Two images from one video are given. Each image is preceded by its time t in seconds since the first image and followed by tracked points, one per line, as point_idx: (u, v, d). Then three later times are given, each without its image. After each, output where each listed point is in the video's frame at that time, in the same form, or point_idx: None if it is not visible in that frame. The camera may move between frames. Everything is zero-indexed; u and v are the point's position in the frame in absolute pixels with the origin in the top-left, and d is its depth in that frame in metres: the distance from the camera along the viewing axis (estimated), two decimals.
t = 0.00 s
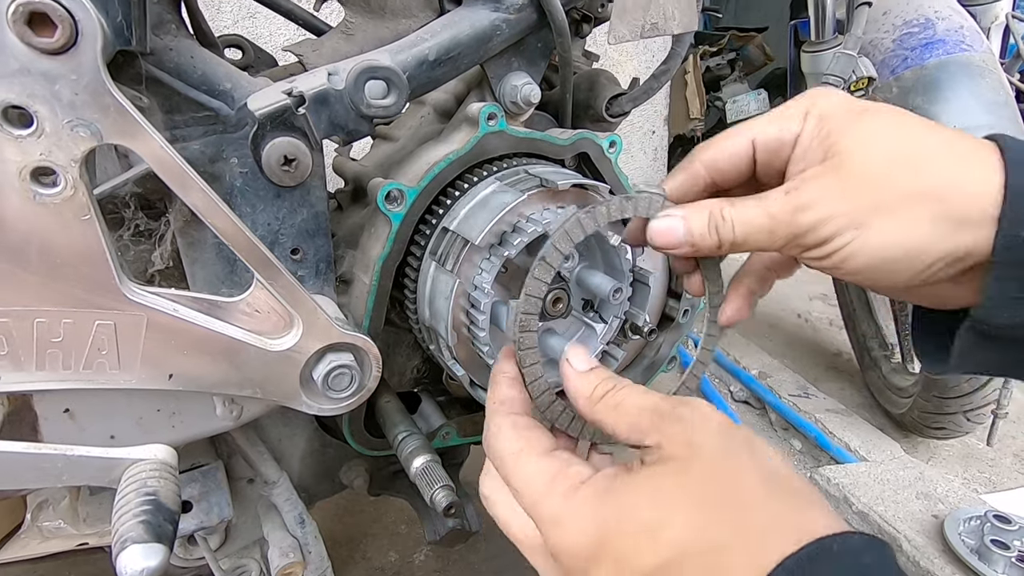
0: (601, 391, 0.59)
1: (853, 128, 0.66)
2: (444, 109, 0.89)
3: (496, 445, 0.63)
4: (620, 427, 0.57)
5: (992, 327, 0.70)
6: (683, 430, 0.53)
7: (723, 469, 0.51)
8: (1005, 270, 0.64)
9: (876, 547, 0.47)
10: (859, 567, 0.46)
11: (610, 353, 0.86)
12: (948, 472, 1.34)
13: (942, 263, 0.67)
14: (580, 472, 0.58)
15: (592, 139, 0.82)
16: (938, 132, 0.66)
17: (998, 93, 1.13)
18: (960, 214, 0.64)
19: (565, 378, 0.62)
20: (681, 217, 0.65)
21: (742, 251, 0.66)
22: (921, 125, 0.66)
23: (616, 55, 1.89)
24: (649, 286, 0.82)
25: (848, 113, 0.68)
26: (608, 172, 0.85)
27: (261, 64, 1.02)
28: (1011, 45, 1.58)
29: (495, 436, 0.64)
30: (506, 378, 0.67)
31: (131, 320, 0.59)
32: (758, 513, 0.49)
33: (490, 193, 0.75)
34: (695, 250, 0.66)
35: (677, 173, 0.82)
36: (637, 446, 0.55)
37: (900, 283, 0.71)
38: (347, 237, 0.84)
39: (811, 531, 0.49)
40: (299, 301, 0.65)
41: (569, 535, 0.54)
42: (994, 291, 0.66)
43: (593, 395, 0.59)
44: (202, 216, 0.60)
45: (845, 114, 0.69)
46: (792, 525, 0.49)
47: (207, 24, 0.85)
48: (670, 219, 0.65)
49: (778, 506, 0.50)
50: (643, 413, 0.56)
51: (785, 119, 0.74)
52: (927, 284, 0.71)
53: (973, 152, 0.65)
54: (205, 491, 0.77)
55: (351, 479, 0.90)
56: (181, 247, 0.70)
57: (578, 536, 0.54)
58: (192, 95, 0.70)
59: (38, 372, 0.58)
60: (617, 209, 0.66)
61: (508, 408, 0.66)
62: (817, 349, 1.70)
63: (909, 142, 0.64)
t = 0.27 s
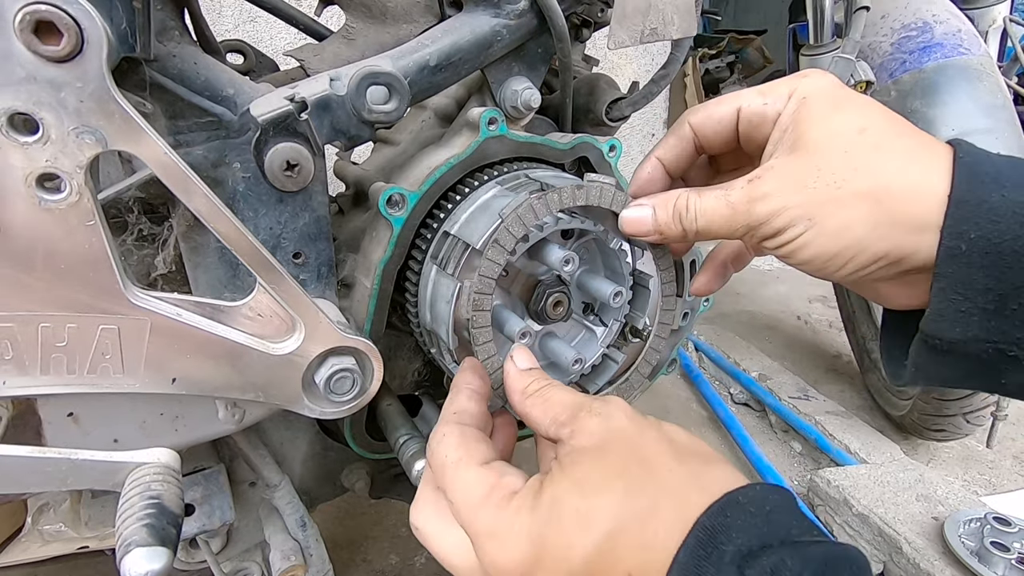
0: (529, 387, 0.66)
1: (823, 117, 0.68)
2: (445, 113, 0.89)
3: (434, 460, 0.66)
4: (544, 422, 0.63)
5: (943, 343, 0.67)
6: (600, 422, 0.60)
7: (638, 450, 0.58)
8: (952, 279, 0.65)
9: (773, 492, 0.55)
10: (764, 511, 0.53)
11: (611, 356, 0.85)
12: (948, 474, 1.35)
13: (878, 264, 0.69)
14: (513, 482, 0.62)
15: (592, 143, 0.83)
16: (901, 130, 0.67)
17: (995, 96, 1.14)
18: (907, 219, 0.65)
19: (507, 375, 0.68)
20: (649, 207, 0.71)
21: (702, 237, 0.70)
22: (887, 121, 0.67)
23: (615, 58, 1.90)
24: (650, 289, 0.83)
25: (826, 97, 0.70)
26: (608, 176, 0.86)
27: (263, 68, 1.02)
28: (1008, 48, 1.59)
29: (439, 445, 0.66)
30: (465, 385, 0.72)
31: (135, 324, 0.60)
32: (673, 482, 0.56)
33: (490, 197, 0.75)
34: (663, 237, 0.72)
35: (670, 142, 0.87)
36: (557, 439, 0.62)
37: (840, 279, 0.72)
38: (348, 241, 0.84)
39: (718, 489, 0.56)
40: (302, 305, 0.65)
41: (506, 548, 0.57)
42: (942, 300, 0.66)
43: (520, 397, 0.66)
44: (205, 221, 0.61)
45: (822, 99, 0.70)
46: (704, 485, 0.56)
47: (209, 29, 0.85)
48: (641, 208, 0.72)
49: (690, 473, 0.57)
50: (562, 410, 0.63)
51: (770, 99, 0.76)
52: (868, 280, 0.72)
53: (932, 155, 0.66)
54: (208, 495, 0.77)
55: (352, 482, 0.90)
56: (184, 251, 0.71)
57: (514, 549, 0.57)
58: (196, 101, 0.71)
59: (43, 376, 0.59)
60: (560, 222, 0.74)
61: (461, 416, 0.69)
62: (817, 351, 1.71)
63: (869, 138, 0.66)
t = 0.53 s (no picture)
0: (506, 396, 0.66)
1: (811, 135, 0.69)
2: (440, 112, 0.89)
3: (412, 455, 0.65)
4: (527, 420, 0.63)
5: (927, 359, 0.67)
6: (586, 413, 0.60)
7: (625, 436, 0.58)
8: (932, 299, 0.65)
9: (757, 478, 0.55)
10: (750, 496, 0.53)
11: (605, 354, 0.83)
12: (948, 475, 1.34)
13: (860, 279, 0.70)
14: (495, 470, 0.61)
15: (588, 142, 0.82)
16: (887, 150, 0.68)
17: (993, 95, 1.14)
18: (887, 238, 0.66)
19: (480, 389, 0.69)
20: (647, 227, 0.72)
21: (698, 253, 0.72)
22: (875, 140, 0.68)
23: (613, 59, 1.89)
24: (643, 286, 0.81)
25: (817, 113, 0.71)
26: (604, 175, 0.85)
27: (258, 68, 1.02)
28: (1007, 48, 1.58)
29: (412, 446, 0.66)
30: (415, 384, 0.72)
31: (125, 323, 0.59)
32: (661, 467, 0.56)
33: (485, 196, 0.75)
34: (661, 254, 0.74)
35: (685, 140, 0.90)
36: (544, 432, 0.61)
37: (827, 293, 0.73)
38: (343, 241, 0.84)
39: (703, 474, 0.56)
40: (295, 305, 0.65)
41: (495, 535, 0.57)
42: (923, 319, 0.66)
43: (502, 396, 0.66)
44: (196, 219, 0.60)
45: (814, 116, 0.71)
46: (690, 469, 0.56)
47: (202, 28, 0.85)
48: (639, 228, 0.73)
49: (676, 459, 0.57)
50: (546, 403, 0.63)
51: (766, 110, 0.77)
52: (853, 294, 0.74)
53: (915, 174, 0.67)
54: (201, 495, 0.76)
55: (348, 483, 0.90)
56: (177, 250, 0.70)
57: (503, 535, 0.56)
58: (188, 99, 0.70)
59: (32, 375, 0.58)
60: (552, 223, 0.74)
61: (421, 414, 0.69)
62: (816, 351, 1.70)
63: (853, 157, 0.67)
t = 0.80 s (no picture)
0: (494, 391, 0.65)
1: (800, 149, 0.72)
2: (440, 112, 0.89)
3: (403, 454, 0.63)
4: (517, 420, 0.62)
5: (921, 355, 0.71)
6: (578, 413, 0.59)
7: (615, 436, 0.58)
8: (923, 297, 0.68)
9: (748, 478, 0.55)
10: (741, 495, 0.54)
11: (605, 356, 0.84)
12: (948, 475, 1.34)
13: (851, 282, 0.73)
14: (487, 469, 0.60)
15: (587, 142, 0.82)
16: (871, 161, 0.71)
17: (993, 95, 1.14)
18: (879, 242, 0.69)
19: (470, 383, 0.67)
20: (646, 234, 0.73)
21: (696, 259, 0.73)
22: (860, 153, 0.71)
23: (613, 59, 1.89)
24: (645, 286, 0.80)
25: (805, 129, 0.74)
26: (604, 175, 0.85)
27: (257, 68, 1.02)
28: (1006, 48, 1.58)
29: (403, 446, 0.64)
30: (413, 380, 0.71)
31: (124, 324, 0.59)
32: (652, 467, 0.56)
33: (485, 196, 0.75)
34: (660, 262, 0.74)
35: (677, 152, 0.91)
36: (534, 433, 0.61)
37: (822, 296, 0.76)
38: (342, 241, 0.84)
39: (693, 473, 0.56)
40: (294, 305, 0.64)
41: (486, 534, 0.56)
42: (916, 316, 0.69)
43: (494, 395, 0.65)
44: (195, 219, 0.60)
45: (803, 129, 0.74)
46: (680, 469, 0.56)
47: (201, 28, 0.85)
48: (637, 234, 0.74)
49: (666, 459, 0.57)
50: (536, 404, 0.62)
51: (756, 128, 0.80)
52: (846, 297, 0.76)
53: (899, 183, 0.70)
54: (200, 497, 0.76)
55: (348, 484, 0.90)
56: (176, 251, 0.70)
57: (495, 534, 0.56)
58: (187, 99, 0.70)
59: (30, 376, 0.58)
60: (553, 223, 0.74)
61: (419, 413, 0.67)
62: (816, 352, 1.70)
63: (841, 169, 0.70)
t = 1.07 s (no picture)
0: (499, 391, 0.68)
1: (816, 173, 0.74)
2: (443, 114, 0.89)
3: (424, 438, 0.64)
4: (522, 420, 0.64)
5: (941, 363, 0.72)
6: (584, 413, 0.60)
7: (624, 436, 0.58)
8: (941, 304, 0.70)
9: (753, 484, 0.55)
10: (745, 500, 0.53)
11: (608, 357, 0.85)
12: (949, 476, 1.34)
13: (871, 294, 0.73)
14: (503, 459, 0.60)
15: (590, 144, 0.82)
16: (885, 182, 0.73)
17: (994, 96, 1.14)
18: (894, 255, 0.71)
19: (473, 380, 0.70)
20: (667, 250, 0.77)
21: (713, 277, 0.76)
22: (872, 176, 0.73)
23: (614, 60, 1.90)
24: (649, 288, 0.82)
25: (818, 158, 0.76)
26: (607, 177, 0.85)
27: (261, 70, 1.02)
28: (1006, 49, 1.59)
29: (431, 422, 0.64)
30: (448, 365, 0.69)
31: (130, 326, 0.59)
32: (660, 467, 0.56)
33: (488, 198, 0.75)
34: (680, 277, 0.77)
35: (684, 202, 0.92)
36: (539, 432, 0.62)
37: (837, 312, 0.77)
38: (346, 242, 0.84)
39: (700, 477, 0.56)
40: (299, 307, 0.65)
41: (496, 525, 0.56)
42: (934, 324, 0.70)
43: (501, 396, 0.67)
44: (201, 222, 0.61)
45: (815, 159, 0.76)
46: (688, 471, 0.56)
47: (206, 30, 0.85)
48: (658, 252, 0.77)
49: (675, 460, 0.57)
50: (542, 403, 0.63)
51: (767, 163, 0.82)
52: (863, 316, 0.78)
53: (911, 201, 0.72)
54: (204, 498, 0.76)
55: (351, 485, 0.90)
56: (181, 253, 0.70)
57: (504, 526, 0.56)
58: (192, 101, 0.70)
59: (38, 378, 0.58)
60: (556, 224, 0.74)
61: (450, 393, 0.67)
62: (817, 352, 1.70)
63: (855, 188, 0.72)
